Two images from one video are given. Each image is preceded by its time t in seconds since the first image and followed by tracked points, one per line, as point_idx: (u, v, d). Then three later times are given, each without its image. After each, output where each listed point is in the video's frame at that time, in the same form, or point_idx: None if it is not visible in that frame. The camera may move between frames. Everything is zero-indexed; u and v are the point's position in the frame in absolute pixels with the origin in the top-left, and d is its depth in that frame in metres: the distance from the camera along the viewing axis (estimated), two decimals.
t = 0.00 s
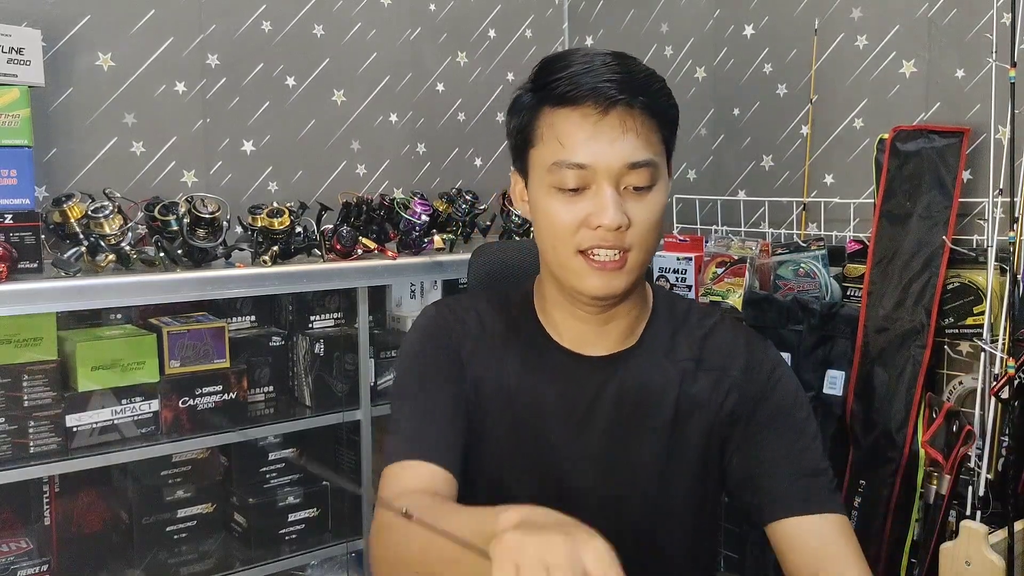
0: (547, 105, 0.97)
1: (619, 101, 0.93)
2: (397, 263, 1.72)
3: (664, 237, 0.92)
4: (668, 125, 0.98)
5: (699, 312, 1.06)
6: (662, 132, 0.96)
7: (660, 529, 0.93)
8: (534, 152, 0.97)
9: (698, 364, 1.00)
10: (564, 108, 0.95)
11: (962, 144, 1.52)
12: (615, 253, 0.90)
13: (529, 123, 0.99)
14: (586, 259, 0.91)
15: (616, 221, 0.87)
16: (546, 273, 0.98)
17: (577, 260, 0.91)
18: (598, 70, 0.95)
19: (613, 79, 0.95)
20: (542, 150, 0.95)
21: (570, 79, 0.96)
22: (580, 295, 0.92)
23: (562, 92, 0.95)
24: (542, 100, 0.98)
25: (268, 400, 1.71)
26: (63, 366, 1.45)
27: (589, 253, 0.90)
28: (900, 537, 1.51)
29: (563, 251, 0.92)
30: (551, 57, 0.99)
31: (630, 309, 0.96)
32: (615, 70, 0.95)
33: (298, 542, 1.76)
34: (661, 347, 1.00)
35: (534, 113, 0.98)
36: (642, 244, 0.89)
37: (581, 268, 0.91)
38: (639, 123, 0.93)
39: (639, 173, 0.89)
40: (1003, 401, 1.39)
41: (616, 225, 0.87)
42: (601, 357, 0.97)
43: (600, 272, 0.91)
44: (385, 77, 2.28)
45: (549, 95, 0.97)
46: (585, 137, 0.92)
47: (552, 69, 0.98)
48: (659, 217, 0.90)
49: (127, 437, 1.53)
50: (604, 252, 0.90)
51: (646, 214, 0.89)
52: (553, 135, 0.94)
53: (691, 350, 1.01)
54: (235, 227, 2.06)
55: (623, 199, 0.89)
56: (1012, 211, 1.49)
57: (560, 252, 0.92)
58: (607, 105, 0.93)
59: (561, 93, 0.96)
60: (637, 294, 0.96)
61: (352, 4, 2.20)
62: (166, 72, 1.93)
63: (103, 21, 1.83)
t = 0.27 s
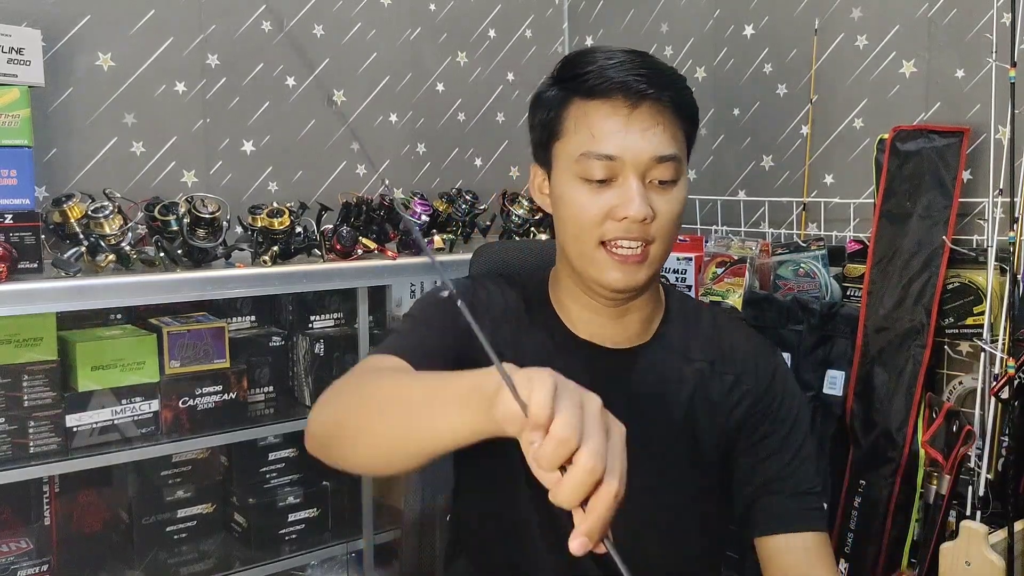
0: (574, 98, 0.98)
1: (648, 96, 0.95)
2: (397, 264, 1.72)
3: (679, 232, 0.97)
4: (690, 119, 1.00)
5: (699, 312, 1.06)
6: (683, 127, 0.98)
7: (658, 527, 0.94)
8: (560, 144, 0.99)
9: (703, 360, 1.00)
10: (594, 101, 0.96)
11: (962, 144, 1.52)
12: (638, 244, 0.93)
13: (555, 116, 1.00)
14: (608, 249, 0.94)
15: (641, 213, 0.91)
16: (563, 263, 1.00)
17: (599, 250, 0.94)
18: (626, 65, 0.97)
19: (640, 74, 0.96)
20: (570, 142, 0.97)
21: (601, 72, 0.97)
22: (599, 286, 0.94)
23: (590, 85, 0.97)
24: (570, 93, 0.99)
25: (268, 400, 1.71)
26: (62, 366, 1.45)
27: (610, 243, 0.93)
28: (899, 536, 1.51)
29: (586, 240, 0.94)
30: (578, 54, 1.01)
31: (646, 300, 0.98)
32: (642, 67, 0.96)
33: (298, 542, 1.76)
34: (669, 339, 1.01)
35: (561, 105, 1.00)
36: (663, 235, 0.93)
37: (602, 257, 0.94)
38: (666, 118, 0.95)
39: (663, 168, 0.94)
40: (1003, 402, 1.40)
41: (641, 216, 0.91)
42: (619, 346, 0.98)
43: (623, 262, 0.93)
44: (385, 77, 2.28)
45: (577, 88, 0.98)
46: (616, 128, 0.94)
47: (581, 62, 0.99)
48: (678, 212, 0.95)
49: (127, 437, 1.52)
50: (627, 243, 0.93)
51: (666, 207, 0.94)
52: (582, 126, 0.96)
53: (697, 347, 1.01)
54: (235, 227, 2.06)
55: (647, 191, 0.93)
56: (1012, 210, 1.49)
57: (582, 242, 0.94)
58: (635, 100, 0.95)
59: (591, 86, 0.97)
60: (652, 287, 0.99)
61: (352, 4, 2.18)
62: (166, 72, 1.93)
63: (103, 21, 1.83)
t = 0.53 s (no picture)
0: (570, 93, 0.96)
1: (644, 92, 0.93)
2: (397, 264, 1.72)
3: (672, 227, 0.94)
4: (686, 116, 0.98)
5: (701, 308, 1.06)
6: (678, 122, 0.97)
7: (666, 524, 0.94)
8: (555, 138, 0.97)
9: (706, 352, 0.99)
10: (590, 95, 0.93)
11: (962, 144, 1.52)
12: (630, 237, 0.90)
13: (550, 112, 0.98)
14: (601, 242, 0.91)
15: (634, 204, 0.87)
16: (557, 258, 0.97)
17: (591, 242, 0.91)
18: (620, 60, 0.94)
19: (636, 70, 0.94)
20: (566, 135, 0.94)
21: (596, 67, 0.94)
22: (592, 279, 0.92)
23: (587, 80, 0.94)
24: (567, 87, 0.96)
25: (268, 400, 1.71)
26: (62, 366, 1.45)
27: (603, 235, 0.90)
28: (899, 537, 1.49)
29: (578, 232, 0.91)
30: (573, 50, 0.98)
31: (641, 299, 0.97)
32: (637, 61, 0.94)
33: (298, 542, 1.76)
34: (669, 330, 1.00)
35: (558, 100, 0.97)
36: (656, 227, 0.90)
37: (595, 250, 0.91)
38: (661, 114, 0.94)
39: (658, 160, 0.91)
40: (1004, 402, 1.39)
41: (633, 208, 0.87)
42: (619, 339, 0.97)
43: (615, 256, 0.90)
44: (385, 77, 2.28)
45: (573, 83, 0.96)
46: (612, 121, 0.91)
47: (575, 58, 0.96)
48: (671, 206, 0.92)
49: (127, 437, 1.52)
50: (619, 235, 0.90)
51: (660, 201, 0.90)
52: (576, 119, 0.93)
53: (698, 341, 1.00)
54: (235, 227, 2.06)
55: (640, 184, 0.90)
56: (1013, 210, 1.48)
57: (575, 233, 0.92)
58: (632, 96, 0.93)
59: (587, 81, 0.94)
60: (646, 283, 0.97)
61: (352, 4, 2.20)
62: (166, 72, 1.93)
63: (103, 21, 1.83)
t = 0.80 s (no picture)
0: (542, 92, 0.96)
1: (612, 89, 0.95)
2: (397, 264, 1.71)
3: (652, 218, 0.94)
4: (658, 112, 1.00)
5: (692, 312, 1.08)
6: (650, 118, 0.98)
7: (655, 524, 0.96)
8: (530, 138, 0.98)
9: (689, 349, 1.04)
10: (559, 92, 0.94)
11: (962, 144, 1.52)
12: (606, 232, 0.91)
13: (523, 111, 0.99)
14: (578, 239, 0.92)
15: (605, 200, 0.88)
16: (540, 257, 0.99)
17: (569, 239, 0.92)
18: (590, 59, 0.96)
19: (605, 68, 0.95)
20: (540, 135, 0.95)
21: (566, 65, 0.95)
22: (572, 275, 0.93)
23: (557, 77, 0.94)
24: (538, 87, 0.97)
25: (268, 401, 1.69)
26: (61, 366, 1.45)
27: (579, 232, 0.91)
28: (900, 536, 1.49)
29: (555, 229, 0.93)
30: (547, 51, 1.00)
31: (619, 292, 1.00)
32: (607, 60, 0.95)
33: (298, 542, 1.76)
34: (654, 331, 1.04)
35: (532, 100, 0.98)
36: (630, 223, 0.91)
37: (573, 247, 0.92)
38: (633, 110, 0.95)
39: (630, 155, 0.91)
40: (1005, 402, 1.40)
41: (605, 204, 0.88)
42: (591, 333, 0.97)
43: (592, 251, 0.92)
44: (385, 77, 2.28)
45: (544, 83, 0.96)
46: (581, 118, 0.91)
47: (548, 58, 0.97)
48: (647, 198, 0.92)
49: (126, 438, 1.52)
50: (594, 231, 0.91)
51: (634, 194, 0.90)
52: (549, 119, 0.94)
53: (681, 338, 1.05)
54: (235, 227, 2.06)
55: (614, 179, 0.90)
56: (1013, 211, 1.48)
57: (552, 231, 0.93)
58: (599, 93, 0.94)
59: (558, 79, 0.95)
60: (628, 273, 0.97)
61: (351, 4, 2.19)
62: (166, 72, 1.93)
63: (103, 20, 1.83)
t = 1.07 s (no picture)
0: (528, 90, 0.96)
1: (601, 87, 0.94)
2: (397, 264, 1.71)
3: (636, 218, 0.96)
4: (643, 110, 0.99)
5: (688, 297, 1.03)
6: (637, 117, 0.98)
7: (662, 528, 0.88)
8: (515, 137, 0.97)
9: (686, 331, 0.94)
10: (546, 93, 0.95)
11: (962, 144, 1.52)
12: (595, 230, 0.92)
13: (509, 106, 0.98)
14: (567, 237, 0.92)
15: (596, 198, 0.89)
16: (524, 254, 0.97)
17: (559, 237, 0.92)
18: (579, 56, 0.95)
19: (594, 67, 0.95)
20: (526, 133, 0.95)
21: (555, 66, 0.95)
22: (561, 271, 0.93)
23: (547, 77, 0.94)
24: (525, 85, 0.97)
25: (268, 400, 1.71)
26: (62, 366, 1.45)
27: (569, 230, 0.91)
28: (900, 536, 1.49)
29: (545, 227, 0.92)
30: (531, 47, 0.99)
31: (611, 287, 0.97)
32: (596, 57, 0.95)
33: (298, 542, 1.75)
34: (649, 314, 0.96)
35: (518, 98, 0.97)
36: (619, 222, 0.92)
37: (564, 244, 0.92)
38: (620, 109, 0.95)
39: (618, 155, 0.93)
40: (1005, 402, 1.39)
41: (597, 201, 0.89)
42: (577, 332, 0.94)
43: (581, 249, 0.92)
44: (385, 77, 2.28)
45: (532, 82, 0.96)
46: (571, 119, 0.93)
47: (535, 56, 0.97)
48: (635, 198, 0.94)
49: (127, 437, 1.52)
50: (584, 228, 0.91)
51: (624, 194, 0.92)
52: (536, 118, 0.94)
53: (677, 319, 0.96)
54: (235, 227, 2.06)
55: (605, 180, 0.92)
56: (1013, 210, 1.48)
57: (542, 228, 0.92)
58: (589, 91, 0.94)
59: (549, 78, 0.95)
60: (616, 269, 0.98)
61: (352, 4, 2.20)
62: (166, 72, 1.93)
63: (103, 20, 1.83)
